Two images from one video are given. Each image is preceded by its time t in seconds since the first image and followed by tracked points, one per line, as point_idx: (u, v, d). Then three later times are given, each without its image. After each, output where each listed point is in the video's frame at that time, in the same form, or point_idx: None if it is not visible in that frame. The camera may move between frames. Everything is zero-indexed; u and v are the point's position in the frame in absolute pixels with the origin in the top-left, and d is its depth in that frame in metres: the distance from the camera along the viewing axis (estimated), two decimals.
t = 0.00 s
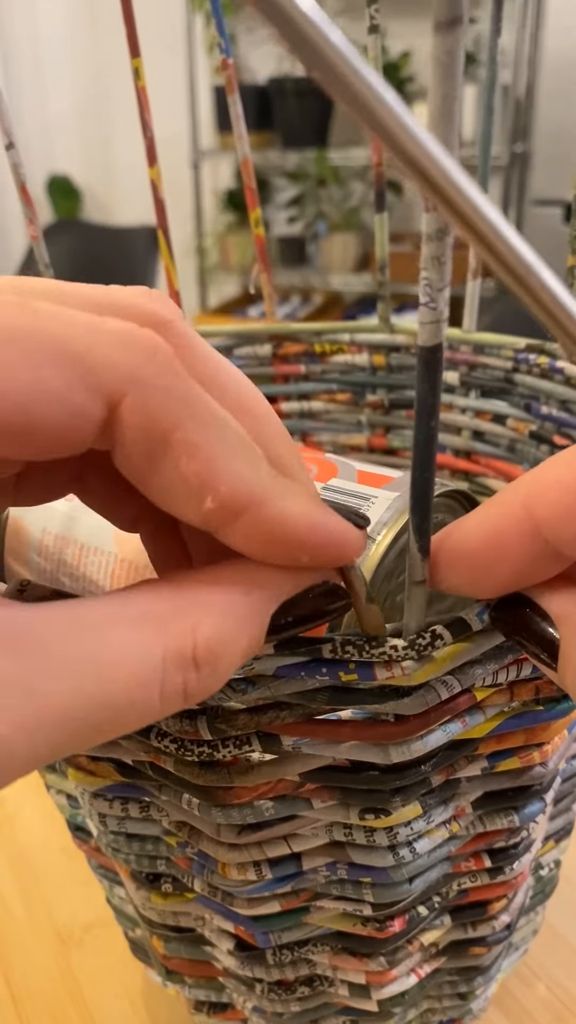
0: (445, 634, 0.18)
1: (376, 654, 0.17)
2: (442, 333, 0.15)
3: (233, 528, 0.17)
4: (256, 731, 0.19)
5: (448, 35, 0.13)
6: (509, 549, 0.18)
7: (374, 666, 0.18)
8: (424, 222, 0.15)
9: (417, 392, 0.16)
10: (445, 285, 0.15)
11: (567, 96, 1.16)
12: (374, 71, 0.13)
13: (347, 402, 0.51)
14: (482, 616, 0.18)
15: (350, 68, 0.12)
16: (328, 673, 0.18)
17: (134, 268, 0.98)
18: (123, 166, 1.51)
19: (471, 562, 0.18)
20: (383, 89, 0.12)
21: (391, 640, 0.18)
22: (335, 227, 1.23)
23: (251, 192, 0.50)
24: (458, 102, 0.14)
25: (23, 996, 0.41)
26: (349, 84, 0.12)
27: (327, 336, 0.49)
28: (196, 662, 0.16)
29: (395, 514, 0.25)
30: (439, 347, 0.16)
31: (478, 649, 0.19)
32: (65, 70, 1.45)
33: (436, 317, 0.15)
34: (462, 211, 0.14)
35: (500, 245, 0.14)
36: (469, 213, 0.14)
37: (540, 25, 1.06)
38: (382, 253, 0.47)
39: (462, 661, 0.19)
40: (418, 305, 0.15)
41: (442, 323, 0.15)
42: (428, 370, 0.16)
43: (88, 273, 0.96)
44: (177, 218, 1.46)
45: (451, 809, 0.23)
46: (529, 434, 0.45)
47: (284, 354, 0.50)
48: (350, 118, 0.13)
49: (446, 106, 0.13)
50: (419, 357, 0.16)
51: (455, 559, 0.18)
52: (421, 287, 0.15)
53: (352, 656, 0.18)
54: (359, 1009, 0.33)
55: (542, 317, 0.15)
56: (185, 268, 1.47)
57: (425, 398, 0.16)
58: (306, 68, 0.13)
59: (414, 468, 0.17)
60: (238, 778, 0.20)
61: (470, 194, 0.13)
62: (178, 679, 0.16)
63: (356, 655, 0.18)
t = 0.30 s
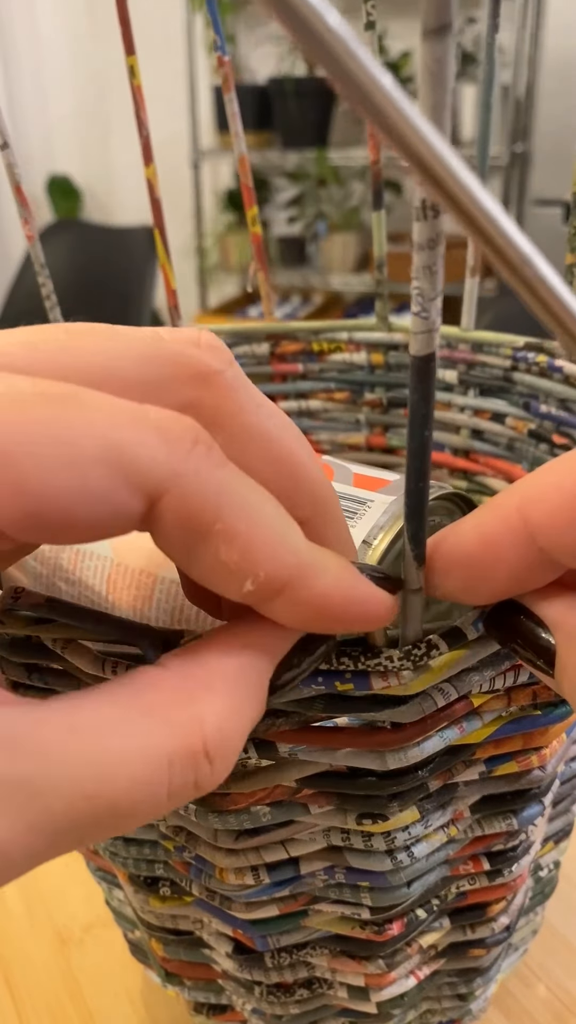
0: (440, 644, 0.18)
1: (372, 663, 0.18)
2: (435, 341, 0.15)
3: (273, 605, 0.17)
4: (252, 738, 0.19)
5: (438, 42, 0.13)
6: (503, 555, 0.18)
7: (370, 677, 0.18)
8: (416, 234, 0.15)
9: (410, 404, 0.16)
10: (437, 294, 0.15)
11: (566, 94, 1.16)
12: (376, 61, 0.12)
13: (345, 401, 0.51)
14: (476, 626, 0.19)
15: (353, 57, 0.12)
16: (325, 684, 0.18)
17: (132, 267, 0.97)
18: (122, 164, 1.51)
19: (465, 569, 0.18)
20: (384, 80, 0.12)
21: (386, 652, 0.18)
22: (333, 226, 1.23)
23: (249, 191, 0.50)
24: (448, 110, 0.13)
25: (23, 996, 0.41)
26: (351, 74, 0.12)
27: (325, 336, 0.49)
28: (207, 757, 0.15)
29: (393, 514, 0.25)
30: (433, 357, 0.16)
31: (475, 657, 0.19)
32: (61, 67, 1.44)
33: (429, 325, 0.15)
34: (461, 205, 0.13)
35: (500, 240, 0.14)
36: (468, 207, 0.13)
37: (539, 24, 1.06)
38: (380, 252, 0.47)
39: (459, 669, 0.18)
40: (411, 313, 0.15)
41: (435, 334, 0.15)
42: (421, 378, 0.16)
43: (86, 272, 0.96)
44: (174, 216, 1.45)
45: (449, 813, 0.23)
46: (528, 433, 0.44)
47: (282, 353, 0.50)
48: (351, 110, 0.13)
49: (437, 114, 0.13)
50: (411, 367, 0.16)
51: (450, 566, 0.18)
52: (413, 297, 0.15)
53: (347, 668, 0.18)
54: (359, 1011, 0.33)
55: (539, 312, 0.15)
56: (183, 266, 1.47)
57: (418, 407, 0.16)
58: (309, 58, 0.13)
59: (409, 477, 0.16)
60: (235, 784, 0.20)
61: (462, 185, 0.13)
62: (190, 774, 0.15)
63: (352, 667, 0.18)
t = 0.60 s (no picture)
0: (422, 642, 0.17)
1: (353, 660, 0.17)
2: (412, 337, 0.15)
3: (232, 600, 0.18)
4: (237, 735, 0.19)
5: (412, 36, 0.12)
6: (489, 551, 0.18)
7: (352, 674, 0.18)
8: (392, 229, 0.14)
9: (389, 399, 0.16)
10: (413, 291, 0.15)
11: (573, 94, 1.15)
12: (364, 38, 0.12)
13: (346, 402, 0.51)
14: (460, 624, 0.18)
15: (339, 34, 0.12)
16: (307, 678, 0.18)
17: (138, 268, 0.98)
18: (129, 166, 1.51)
19: (450, 565, 0.18)
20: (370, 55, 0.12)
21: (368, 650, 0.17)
22: (336, 227, 1.23)
23: (251, 192, 0.50)
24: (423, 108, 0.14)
25: (20, 994, 0.41)
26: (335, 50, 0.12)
27: (326, 336, 0.49)
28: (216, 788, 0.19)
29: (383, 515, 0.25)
30: (409, 351, 0.16)
31: (459, 657, 0.18)
32: (70, 70, 1.45)
33: (406, 321, 0.15)
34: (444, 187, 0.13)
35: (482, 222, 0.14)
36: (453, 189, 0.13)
37: (546, 24, 1.06)
38: (381, 252, 0.47)
39: (443, 668, 0.18)
40: (387, 309, 0.15)
41: (411, 329, 0.15)
42: (399, 375, 0.16)
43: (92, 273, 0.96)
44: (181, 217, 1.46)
45: (438, 814, 0.23)
46: (529, 434, 0.44)
47: (283, 354, 0.50)
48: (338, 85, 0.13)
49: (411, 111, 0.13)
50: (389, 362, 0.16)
51: (434, 561, 0.18)
52: (390, 293, 0.15)
53: (329, 665, 0.18)
54: (352, 1011, 0.33)
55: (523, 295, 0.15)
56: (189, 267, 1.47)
57: (398, 403, 0.16)
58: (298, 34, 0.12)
59: (388, 475, 0.16)
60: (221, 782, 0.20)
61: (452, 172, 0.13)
62: (203, 801, 0.19)
63: (333, 664, 0.18)
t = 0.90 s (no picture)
0: (437, 636, 0.18)
1: (368, 656, 0.18)
2: (434, 330, 0.15)
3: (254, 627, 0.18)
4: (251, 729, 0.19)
5: (438, 34, 0.13)
6: (504, 546, 0.18)
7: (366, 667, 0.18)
8: (414, 224, 0.15)
9: (410, 392, 0.16)
10: (436, 284, 0.15)
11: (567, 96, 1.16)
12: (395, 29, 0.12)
13: (347, 402, 0.51)
14: (472, 619, 0.18)
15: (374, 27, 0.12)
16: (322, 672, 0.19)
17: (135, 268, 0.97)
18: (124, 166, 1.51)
19: (464, 561, 0.18)
20: (401, 48, 0.12)
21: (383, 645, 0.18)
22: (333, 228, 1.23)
23: (251, 193, 0.50)
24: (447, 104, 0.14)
25: (22, 996, 0.41)
26: (370, 43, 0.12)
27: (327, 336, 0.49)
28: (216, 748, 0.18)
29: (391, 513, 0.26)
30: (432, 344, 0.16)
31: (471, 652, 0.18)
32: (65, 71, 1.45)
33: (429, 314, 0.15)
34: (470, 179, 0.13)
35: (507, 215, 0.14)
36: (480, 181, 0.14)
37: (540, 26, 1.06)
38: (381, 253, 0.47)
39: (455, 663, 0.18)
40: (409, 303, 0.15)
41: (434, 321, 0.15)
42: (420, 369, 0.16)
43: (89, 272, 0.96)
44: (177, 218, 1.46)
45: (447, 809, 0.23)
46: (529, 434, 0.44)
47: (283, 354, 0.50)
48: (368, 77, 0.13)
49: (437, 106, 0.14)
50: (411, 356, 0.16)
51: (449, 556, 0.18)
52: (413, 286, 0.15)
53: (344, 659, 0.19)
54: (357, 1010, 0.33)
55: (541, 287, 0.15)
56: (185, 268, 1.47)
57: (417, 396, 0.16)
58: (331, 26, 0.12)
59: (407, 467, 0.17)
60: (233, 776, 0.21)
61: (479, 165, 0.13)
62: (204, 763, 0.18)
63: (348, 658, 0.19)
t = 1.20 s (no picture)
0: (432, 640, 0.18)
1: (362, 660, 0.18)
2: (430, 331, 0.15)
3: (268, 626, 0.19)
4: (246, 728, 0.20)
5: (435, 34, 0.12)
6: (497, 546, 0.18)
7: (360, 672, 0.18)
8: (411, 225, 0.15)
9: (405, 392, 0.16)
10: (431, 285, 0.15)
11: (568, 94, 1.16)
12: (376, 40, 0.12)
13: (346, 402, 0.51)
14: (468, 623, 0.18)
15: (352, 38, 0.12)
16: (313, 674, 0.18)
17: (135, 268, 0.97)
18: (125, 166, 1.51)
19: (458, 561, 0.18)
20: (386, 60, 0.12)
21: (377, 650, 0.18)
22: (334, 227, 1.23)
23: (250, 193, 0.50)
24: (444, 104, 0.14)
25: (21, 996, 0.41)
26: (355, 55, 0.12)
27: (326, 336, 0.49)
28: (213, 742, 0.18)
29: (387, 514, 0.26)
30: (427, 345, 0.16)
31: (466, 654, 0.18)
32: (66, 71, 1.45)
33: (424, 316, 0.15)
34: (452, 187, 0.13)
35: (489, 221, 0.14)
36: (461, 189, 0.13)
37: (541, 25, 1.06)
38: (380, 253, 0.47)
39: (451, 665, 0.18)
40: (406, 305, 0.15)
41: (429, 323, 0.15)
42: (416, 369, 0.16)
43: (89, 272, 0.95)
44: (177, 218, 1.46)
45: (443, 811, 0.23)
46: (528, 434, 0.44)
47: (283, 354, 0.50)
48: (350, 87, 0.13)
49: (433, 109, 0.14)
50: (406, 357, 0.16)
51: (443, 557, 0.18)
52: (409, 288, 0.15)
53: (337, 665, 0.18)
54: (356, 1010, 0.33)
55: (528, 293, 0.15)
56: (186, 267, 1.47)
57: (413, 397, 0.16)
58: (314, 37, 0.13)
59: (403, 468, 0.16)
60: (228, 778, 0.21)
61: (467, 173, 0.13)
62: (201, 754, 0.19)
63: (341, 664, 0.18)
